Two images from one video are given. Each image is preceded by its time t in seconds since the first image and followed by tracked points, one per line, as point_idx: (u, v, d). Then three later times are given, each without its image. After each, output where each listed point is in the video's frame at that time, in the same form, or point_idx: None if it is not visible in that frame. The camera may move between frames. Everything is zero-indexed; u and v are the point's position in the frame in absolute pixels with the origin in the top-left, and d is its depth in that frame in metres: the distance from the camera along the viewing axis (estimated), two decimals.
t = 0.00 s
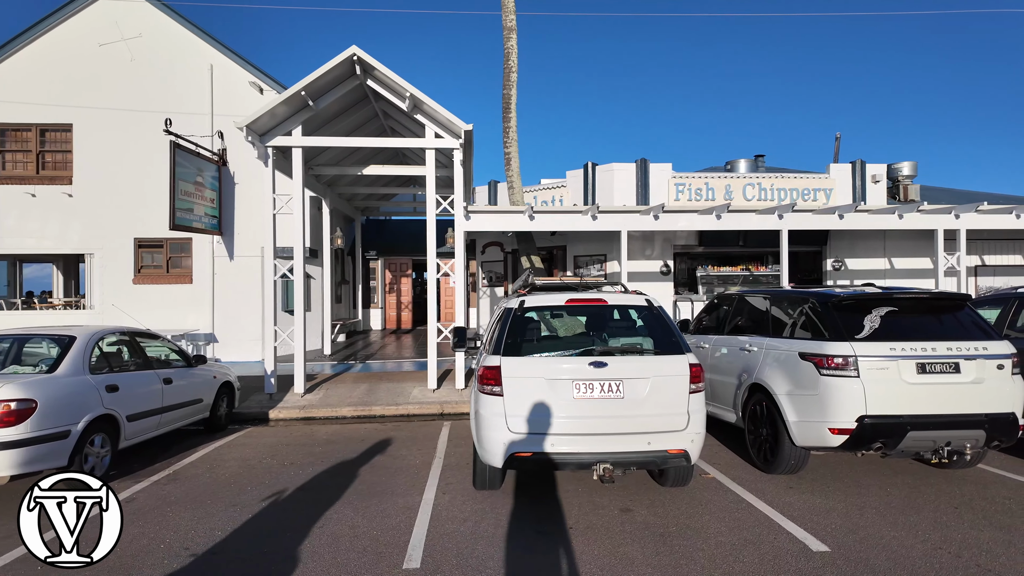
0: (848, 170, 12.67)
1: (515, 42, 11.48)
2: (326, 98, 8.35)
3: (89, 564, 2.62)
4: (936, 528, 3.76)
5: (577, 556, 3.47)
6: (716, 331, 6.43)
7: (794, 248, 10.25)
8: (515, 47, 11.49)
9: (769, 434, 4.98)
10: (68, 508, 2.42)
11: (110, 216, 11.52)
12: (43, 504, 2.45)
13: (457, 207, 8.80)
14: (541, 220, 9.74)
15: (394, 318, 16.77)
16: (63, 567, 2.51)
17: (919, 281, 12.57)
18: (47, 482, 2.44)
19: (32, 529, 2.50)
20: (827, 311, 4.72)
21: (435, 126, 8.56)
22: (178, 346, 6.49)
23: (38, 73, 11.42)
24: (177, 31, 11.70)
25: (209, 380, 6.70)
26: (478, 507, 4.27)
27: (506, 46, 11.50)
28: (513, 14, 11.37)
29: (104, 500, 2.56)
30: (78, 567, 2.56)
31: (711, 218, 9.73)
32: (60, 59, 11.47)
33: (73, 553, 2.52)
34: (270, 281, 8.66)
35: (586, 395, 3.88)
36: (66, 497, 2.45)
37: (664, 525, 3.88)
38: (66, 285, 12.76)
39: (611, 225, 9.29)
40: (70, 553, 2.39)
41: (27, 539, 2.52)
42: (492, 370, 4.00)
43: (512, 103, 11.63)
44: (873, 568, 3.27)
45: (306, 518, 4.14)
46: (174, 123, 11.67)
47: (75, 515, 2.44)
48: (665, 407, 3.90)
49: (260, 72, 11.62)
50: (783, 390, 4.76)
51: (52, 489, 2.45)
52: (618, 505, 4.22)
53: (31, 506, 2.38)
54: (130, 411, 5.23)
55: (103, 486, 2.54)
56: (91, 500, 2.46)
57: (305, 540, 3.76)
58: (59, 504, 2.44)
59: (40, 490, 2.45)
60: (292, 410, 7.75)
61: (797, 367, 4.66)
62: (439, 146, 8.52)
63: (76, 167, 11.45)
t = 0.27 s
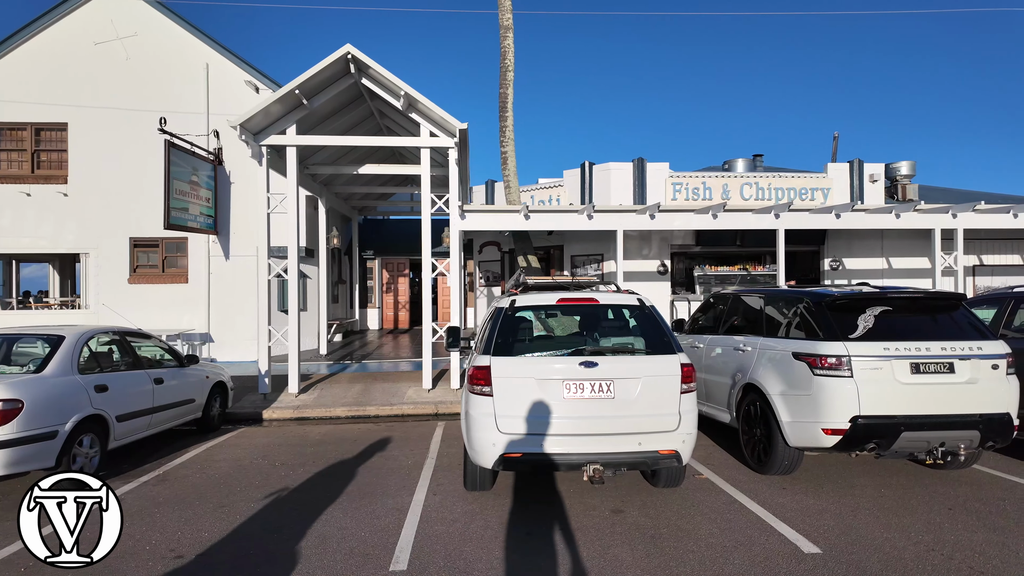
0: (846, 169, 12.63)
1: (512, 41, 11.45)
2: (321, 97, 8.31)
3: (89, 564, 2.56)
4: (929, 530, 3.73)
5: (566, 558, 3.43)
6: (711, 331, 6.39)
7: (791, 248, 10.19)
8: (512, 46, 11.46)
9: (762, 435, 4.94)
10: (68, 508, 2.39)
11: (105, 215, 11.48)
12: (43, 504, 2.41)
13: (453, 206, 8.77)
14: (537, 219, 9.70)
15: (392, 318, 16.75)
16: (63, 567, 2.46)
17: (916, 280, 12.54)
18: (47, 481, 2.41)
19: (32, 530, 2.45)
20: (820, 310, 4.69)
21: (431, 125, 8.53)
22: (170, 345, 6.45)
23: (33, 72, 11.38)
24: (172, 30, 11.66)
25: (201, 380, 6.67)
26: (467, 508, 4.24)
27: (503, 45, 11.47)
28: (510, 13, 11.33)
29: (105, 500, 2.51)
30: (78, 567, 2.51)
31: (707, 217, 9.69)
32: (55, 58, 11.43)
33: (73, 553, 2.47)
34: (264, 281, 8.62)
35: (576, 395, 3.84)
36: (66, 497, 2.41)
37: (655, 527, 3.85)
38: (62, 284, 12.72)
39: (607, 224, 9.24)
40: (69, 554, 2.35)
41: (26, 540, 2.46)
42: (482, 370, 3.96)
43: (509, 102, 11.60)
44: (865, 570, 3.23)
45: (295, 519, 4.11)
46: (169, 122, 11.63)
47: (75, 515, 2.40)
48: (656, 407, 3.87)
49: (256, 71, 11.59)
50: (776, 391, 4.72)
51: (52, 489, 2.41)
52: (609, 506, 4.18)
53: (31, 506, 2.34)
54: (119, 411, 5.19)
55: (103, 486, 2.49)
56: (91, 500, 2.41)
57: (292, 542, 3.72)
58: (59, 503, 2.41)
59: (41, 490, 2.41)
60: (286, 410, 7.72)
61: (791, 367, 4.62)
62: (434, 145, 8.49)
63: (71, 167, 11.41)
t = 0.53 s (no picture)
0: (844, 168, 12.59)
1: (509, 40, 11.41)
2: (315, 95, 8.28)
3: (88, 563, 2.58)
4: (922, 531, 3.69)
5: (555, 560, 3.39)
6: (706, 331, 6.35)
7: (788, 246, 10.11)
8: (509, 45, 11.42)
9: (756, 435, 4.90)
10: (68, 508, 2.37)
11: (100, 215, 11.44)
12: (44, 504, 2.39)
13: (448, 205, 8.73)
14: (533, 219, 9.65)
15: (389, 318, 16.76)
16: (63, 567, 2.47)
17: (914, 280, 12.49)
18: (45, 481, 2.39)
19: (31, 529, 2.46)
20: (815, 309, 4.64)
21: (426, 124, 8.50)
22: (161, 345, 6.40)
23: (28, 71, 11.34)
24: (168, 29, 11.62)
25: (194, 379, 6.63)
26: (457, 509, 4.20)
27: (500, 43, 11.43)
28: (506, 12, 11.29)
29: (105, 500, 2.50)
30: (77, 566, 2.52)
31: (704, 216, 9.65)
32: (50, 57, 11.39)
33: (73, 552, 2.48)
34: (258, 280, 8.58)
35: (567, 395, 3.80)
36: (66, 496, 2.39)
37: (645, 528, 3.81)
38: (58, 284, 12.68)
39: (603, 223, 9.19)
40: (69, 554, 2.36)
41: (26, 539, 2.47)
42: (472, 369, 3.91)
43: (505, 101, 11.55)
44: (857, 572, 3.19)
45: (283, 520, 4.07)
46: (165, 121, 11.59)
47: (75, 515, 2.39)
48: (647, 407, 3.83)
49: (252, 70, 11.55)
50: (770, 390, 4.68)
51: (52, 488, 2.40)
52: (600, 507, 4.14)
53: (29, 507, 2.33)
54: (109, 412, 5.15)
55: (103, 485, 2.47)
56: (90, 500, 2.39)
57: (279, 543, 3.69)
58: (59, 503, 2.39)
59: (40, 489, 2.39)
60: (279, 410, 7.67)
61: (784, 366, 4.58)
62: (429, 144, 8.45)
63: (67, 166, 11.37)
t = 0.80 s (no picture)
0: (842, 167, 12.55)
1: (505, 38, 11.36)
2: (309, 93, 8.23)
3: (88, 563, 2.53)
4: (916, 532, 3.65)
5: (542, 561, 3.35)
6: (701, 330, 6.32)
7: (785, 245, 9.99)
8: (505, 43, 11.37)
9: (750, 434, 4.86)
10: (68, 508, 2.32)
11: (95, 214, 11.40)
12: (44, 504, 2.34)
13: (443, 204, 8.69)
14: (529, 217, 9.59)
15: (386, 318, 16.84)
16: (63, 566, 2.42)
17: (912, 279, 12.45)
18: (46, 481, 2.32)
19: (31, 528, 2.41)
20: (809, 308, 4.60)
21: (420, 123, 8.46)
22: (153, 345, 6.36)
23: (23, 69, 11.29)
24: (164, 27, 11.58)
25: (186, 379, 6.59)
26: (447, 510, 4.16)
27: (496, 42, 11.39)
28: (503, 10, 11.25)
29: (104, 500, 2.45)
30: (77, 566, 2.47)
31: (700, 215, 9.60)
32: (45, 55, 11.35)
33: (73, 552, 2.43)
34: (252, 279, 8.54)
35: (556, 394, 3.76)
36: (66, 496, 2.34)
37: (636, 528, 3.77)
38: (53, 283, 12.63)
39: (598, 222, 9.12)
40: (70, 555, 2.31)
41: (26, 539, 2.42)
42: (462, 368, 3.87)
43: (502, 99, 11.51)
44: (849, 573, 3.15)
45: (271, 521, 4.03)
46: (160, 119, 11.55)
47: (75, 515, 2.34)
48: (637, 406, 3.79)
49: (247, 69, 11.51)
50: (764, 390, 4.64)
51: (53, 488, 2.34)
52: (590, 508, 4.10)
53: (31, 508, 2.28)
54: (98, 411, 5.11)
55: (103, 485, 2.42)
56: (91, 500, 2.35)
57: (265, 544, 3.65)
58: (59, 503, 2.34)
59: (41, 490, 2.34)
60: (273, 410, 7.63)
61: (778, 365, 4.54)
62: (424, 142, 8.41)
63: (62, 165, 11.32)
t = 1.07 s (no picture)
0: (839, 166, 12.52)
1: (502, 37, 11.33)
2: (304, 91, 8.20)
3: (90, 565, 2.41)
4: (909, 532, 3.61)
5: (531, 561, 3.32)
6: (695, 329, 6.29)
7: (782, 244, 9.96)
8: (502, 42, 11.34)
9: (744, 434, 4.82)
10: (68, 508, 2.24)
11: (91, 213, 11.37)
12: (43, 504, 2.27)
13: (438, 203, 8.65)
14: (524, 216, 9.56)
15: (383, 318, 16.74)
16: (63, 568, 2.31)
17: (910, 278, 12.42)
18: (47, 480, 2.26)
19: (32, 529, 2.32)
20: (802, 306, 4.57)
21: (415, 121, 8.42)
22: (145, 344, 6.32)
23: (18, 67, 11.26)
24: (159, 26, 11.54)
25: (179, 378, 6.55)
26: (436, 510, 4.12)
27: (492, 40, 11.35)
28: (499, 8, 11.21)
29: (105, 501, 2.37)
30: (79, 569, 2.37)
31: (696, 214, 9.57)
32: (40, 54, 11.31)
33: (74, 553, 2.32)
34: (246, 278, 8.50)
35: (546, 393, 3.73)
36: (66, 496, 2.26)
37: (627, 529, 3.73)
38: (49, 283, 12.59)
39: (593, 220, 9.07)
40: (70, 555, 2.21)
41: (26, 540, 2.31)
42: (451, 367, 3.83)
43: (498, 98, 11.48)
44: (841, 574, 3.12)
45: (259, 521, 3.99)
46: (155, 118, 11.51)
47: (75, 515, 2.26)
48: (628, 405, 3.76)
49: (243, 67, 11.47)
50: (757, 389, 4.60)
51: (53, 488, 2.27)
52: (581, 508, 4.06)
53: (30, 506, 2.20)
54: (87, 411, 5.08)
55: (103, 485, 2.35)
56: (91, 500, 2.27)
57: (253, 545, 3.62)
58: (59, 503, 2.27)
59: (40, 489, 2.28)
60: (267, 409, 7.59)
61: (772, 364, 4.51)
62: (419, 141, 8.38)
63: (57, 164, 11.29)
